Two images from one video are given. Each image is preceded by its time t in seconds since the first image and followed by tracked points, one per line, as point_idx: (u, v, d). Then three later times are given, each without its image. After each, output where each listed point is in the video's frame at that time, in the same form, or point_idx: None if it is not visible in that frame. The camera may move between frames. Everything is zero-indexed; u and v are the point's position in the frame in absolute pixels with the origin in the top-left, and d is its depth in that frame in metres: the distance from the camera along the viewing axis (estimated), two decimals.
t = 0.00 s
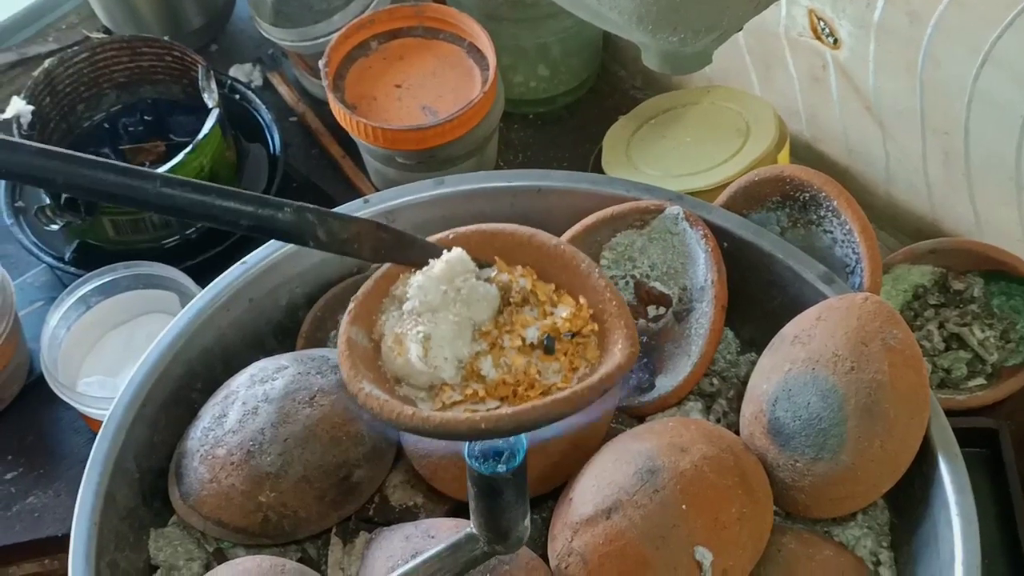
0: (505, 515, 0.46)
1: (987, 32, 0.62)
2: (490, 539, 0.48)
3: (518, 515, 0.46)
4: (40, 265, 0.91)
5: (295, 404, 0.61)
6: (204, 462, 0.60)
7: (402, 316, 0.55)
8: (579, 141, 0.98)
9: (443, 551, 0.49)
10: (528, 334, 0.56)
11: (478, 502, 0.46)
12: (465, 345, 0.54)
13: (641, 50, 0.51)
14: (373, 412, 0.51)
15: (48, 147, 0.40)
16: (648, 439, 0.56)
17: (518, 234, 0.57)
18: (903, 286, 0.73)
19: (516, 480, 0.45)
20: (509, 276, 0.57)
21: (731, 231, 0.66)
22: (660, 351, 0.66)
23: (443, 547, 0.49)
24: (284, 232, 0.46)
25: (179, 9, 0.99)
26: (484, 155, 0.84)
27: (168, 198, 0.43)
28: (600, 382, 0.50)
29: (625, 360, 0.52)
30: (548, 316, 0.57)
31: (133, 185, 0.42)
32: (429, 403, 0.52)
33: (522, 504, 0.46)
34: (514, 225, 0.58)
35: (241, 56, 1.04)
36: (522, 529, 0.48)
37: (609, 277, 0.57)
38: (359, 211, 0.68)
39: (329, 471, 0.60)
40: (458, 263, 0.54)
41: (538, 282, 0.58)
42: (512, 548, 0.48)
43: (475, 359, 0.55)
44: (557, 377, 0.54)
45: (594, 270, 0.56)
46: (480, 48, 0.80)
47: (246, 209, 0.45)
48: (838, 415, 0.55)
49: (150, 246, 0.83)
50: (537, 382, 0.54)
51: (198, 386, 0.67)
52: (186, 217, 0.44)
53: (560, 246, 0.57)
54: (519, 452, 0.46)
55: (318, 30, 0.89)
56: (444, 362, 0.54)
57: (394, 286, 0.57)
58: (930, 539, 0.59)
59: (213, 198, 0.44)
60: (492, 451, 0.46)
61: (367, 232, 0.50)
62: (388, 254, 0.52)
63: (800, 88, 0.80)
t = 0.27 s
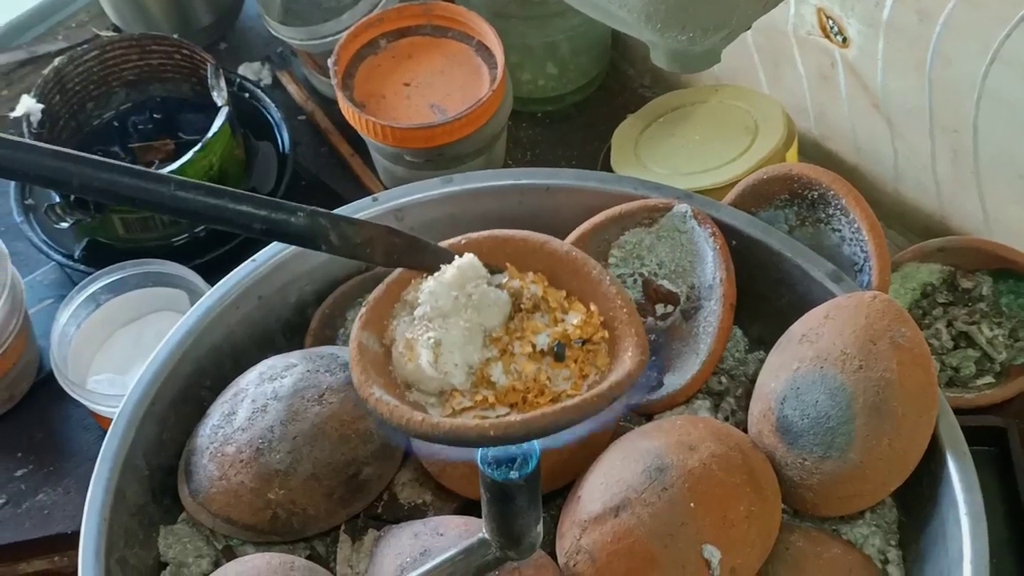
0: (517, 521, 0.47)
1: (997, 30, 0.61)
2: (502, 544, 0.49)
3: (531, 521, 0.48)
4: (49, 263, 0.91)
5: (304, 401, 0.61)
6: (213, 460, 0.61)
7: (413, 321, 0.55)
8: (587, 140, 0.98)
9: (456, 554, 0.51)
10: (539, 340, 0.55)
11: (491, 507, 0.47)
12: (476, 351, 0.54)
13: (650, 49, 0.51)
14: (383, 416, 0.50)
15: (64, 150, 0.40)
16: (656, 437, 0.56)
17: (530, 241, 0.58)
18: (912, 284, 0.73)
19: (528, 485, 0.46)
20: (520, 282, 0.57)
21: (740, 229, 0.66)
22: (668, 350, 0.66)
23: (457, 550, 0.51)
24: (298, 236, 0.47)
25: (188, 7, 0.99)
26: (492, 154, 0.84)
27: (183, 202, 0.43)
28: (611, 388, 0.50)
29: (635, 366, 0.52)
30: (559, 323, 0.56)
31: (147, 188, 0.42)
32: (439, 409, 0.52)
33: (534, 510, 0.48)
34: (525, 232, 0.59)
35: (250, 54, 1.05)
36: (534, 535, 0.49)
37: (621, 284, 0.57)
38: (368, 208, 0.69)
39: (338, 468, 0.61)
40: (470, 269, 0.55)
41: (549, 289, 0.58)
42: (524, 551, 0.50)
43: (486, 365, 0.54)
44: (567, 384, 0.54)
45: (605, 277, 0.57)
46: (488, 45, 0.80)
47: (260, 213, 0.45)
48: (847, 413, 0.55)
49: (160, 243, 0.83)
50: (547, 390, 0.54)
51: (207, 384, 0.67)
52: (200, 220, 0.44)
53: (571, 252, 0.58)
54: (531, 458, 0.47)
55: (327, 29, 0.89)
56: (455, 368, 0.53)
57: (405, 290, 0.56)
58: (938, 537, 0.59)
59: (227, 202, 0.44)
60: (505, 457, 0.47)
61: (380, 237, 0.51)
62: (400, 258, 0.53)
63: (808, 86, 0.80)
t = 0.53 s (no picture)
0: (536, 531, 0.46)
1: (1006, 27, 0.61)
2: (522, 554, 0.48)
3: (550, 531, 0.47)
4: (59, 260, 0.91)
5: (312, 398, 0.61)
6: (223, 456, 0.61)
7: (432, 329, 0.55)
8: (596, 137, 0.98)
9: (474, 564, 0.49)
10: (558, 351, 0.56)
11: (509, 518, 0.46)
12: (495, 360, 0.55)
13: (659, 45, 0.51)
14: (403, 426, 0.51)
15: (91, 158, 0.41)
16: (664, 433, 0.56)
17: (549, 251, 0.58)
18: (921, 282, 0.73)
19: (547, 496, 0.46)
20: (539, 292, 0.58)
21: (748, 226, 0.66)
22: (677, 347, 0.65)
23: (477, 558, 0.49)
24: (317, 244, 0.48)
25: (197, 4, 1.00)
26: (501, 151, 0.84)
27: (205, 209, 0.44)
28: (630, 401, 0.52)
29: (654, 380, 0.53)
30: (578, 333, 0.57)
31: (171, 195, 0.43)
32: (458, 418, 0.53)
33: (554, 521, 0.47)
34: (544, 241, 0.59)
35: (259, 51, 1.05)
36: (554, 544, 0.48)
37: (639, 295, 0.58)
38: (377, 205, 0.69)
39: (347, 465, 0.61)
40: (490, 279, 0.55)
41: (568, 299, 0.58)
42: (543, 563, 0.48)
43: (505, 375, 0.55)
44: (586, 394, 0.55)
45: (625, 289, 0.57)
46: (497, 43, 0.80)
47: (280, 220, 0.46)
48: (856, 410, 0.55)
49: (169, 241, 0.83)
50: (566, 400, 0.55)
51: (217, 380, 0.67)
52: (222, 227, 0.45)
53: (591, 263, 0.58)
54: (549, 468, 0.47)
55: (336, 27, 0.90)
56: (474, 378, 0.54)
57: (424, 299, 0.57)
58: (947, 535, 0.59)
59: (248, 210, 0.45)
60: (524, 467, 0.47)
61: (400, 245, 0.52)
62: (420, 267, 0.53)
63: (817, 84, 0.80)
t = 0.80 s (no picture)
0: (547, 535, 0.44)
1: (1012, 25, 0.61)
2: (532, 559, 0.46)
3: (562, 535, 0.45)
4: (64, 257, 0.91)
5: (317, 396, 0.61)
6: (227, 454, 0.61)
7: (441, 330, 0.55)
8: (600, 135, 0.98)
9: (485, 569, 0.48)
10: (568, 353, 0.55)
11: (519, 521, 0.44)
12: (505, 363, 0.54)
13: (664, 43, 0.51)
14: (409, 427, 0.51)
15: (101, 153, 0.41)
16: (669, 432, 0.56)
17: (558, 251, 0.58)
18: (925, 280, 0.73)
19: (559, 501, 0.43)
20: (550, 293, 0.57)
21: (753, 224, 0.66)
22: (681, 345, 0.65)
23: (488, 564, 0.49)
24: (326, 242, 0.48)
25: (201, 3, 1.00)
26: (506, 149, 0.84)
27: (214, 206, 0.44)
28: (640, 405, 0.51)
29: (664, 385, 0.52)
30: (588, 335, 0.57)
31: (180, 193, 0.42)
32: (466, 421, 0.53)
33: (565, 526, 0.44)
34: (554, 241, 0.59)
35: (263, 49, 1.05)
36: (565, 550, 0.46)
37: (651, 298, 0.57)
38: (382, 203, 0.69)
39: (351, 463, 0.60)
40: (499, 278, 0.54)
41: (579, 300, 0.58)
42: (555, 568, 0.47)
43: (514, 377, 0.54)
44: (596, 399, 0.54)
45: (638, 292, 0.56)
46: (502, 41, 0.80)
47: (289, 218, 0.46)
48: (860, 408, 0.55)
49: (173, 238, 0.83)
50: (575, 403, 0.54)
51: (220, 378, 0.67)
52: (230, 225, 0.45)
53: (602, 264, 0.57)
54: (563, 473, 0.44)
55: (340, 25, 0.89)
56: (483, 380, 0.54)
57: (434, 299, 0.57)
58: (951, 533, 0.59)
59: (259, 208, 0.45)
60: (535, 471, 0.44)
61: (409, 245, 0.52)
62: (429, 266, 0.53)
63: (822, 82, 0.80)
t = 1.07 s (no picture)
0: (556, 538, 0.46)
1: (1016, 26, 0.61)
2: (541, 562, 0.47)
3: (569, 538, 0.46)
4: (69, 257, 0.92)
5: (321, 396, 0.61)
6: (231, 454, 0.61)
7: (450, 336, 0.54)
8: (604, 135, 0.98)
9: (492, 571, 0.49)
10: (577, 361, 0.54)
11: (528, 524, 0.46)
12: (513, 370, 0.53)
13: (668, 44, 0.51)
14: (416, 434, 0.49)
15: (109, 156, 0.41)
16: (672, 432, 0.56)
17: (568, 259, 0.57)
18: (929, 280, 0.73)
19: (567, 503, 0.45)
20: (559, 300, 0.56)
21: (757, 225, 0.66)
22: (685, 345, 0.65)
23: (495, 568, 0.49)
24: (335, 247, 0.47)
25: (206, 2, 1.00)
26: (510, 149, 0.84)
27: (222, 209, 0.44)
28: (648, 413, 0.49)
29: (673, 393, 0.51)
30: (598, 343, 0.55)
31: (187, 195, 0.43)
32: (474, 428, 0.51)
33: (572, 528, 0.46)
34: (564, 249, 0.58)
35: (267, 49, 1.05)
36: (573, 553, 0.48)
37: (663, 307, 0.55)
38: (386, 204, 0.69)
39: (355, 463, 0.61)
40: (509, 286, 0.53)
41: (589, 308, 0.57)
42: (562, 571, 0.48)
43: (522, 385, 0.53)
44: (605, 407, 0.52)
45: (647, 300, 0.55)
46: (506, 41, 0.80)
47: (296, 222, 0.46)
48: (864, 409, 0.55)
49: (178, 238, 0.84)
50: (583, 412, 0.52)
51: (225, 378, 0.68)
52: (239, 229, 0.45)
53: (612, 272, 0.56)
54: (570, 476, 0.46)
55: (344, 25, 0.90)
56: (491, 387, 0.52)
57: (444, 305, 0.56)
58: (955, 533, 0.59)
59: (265, 212, 0.45)
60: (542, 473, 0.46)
61: (418, 251, 0.51)
62: (439, 272, 0.52)
63: (826, 82, 0.80)
